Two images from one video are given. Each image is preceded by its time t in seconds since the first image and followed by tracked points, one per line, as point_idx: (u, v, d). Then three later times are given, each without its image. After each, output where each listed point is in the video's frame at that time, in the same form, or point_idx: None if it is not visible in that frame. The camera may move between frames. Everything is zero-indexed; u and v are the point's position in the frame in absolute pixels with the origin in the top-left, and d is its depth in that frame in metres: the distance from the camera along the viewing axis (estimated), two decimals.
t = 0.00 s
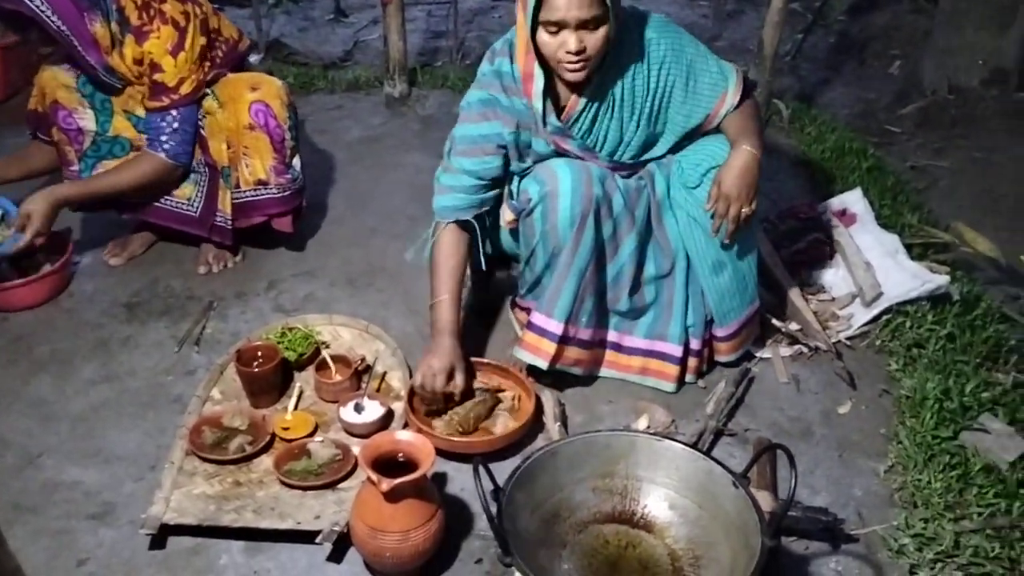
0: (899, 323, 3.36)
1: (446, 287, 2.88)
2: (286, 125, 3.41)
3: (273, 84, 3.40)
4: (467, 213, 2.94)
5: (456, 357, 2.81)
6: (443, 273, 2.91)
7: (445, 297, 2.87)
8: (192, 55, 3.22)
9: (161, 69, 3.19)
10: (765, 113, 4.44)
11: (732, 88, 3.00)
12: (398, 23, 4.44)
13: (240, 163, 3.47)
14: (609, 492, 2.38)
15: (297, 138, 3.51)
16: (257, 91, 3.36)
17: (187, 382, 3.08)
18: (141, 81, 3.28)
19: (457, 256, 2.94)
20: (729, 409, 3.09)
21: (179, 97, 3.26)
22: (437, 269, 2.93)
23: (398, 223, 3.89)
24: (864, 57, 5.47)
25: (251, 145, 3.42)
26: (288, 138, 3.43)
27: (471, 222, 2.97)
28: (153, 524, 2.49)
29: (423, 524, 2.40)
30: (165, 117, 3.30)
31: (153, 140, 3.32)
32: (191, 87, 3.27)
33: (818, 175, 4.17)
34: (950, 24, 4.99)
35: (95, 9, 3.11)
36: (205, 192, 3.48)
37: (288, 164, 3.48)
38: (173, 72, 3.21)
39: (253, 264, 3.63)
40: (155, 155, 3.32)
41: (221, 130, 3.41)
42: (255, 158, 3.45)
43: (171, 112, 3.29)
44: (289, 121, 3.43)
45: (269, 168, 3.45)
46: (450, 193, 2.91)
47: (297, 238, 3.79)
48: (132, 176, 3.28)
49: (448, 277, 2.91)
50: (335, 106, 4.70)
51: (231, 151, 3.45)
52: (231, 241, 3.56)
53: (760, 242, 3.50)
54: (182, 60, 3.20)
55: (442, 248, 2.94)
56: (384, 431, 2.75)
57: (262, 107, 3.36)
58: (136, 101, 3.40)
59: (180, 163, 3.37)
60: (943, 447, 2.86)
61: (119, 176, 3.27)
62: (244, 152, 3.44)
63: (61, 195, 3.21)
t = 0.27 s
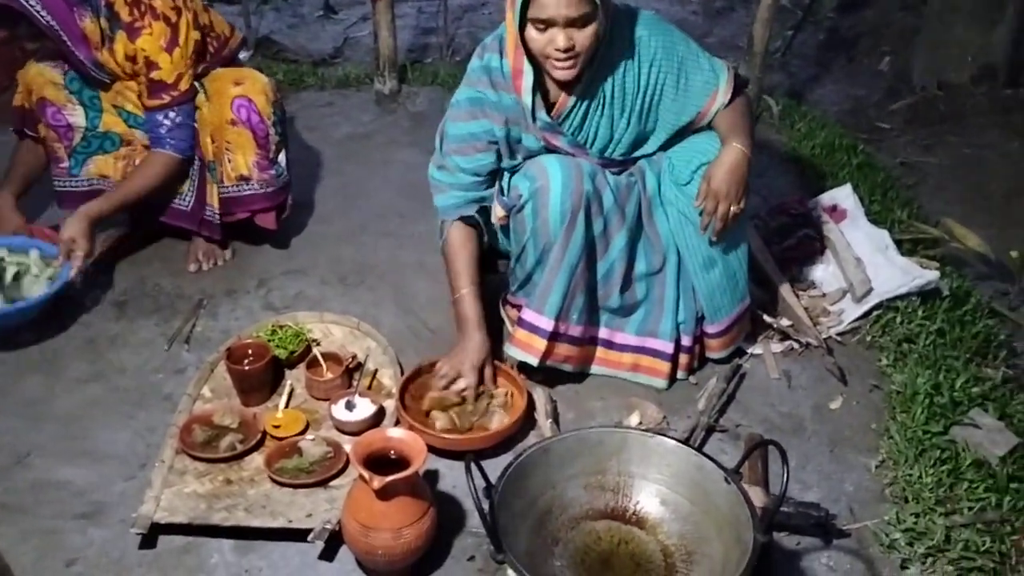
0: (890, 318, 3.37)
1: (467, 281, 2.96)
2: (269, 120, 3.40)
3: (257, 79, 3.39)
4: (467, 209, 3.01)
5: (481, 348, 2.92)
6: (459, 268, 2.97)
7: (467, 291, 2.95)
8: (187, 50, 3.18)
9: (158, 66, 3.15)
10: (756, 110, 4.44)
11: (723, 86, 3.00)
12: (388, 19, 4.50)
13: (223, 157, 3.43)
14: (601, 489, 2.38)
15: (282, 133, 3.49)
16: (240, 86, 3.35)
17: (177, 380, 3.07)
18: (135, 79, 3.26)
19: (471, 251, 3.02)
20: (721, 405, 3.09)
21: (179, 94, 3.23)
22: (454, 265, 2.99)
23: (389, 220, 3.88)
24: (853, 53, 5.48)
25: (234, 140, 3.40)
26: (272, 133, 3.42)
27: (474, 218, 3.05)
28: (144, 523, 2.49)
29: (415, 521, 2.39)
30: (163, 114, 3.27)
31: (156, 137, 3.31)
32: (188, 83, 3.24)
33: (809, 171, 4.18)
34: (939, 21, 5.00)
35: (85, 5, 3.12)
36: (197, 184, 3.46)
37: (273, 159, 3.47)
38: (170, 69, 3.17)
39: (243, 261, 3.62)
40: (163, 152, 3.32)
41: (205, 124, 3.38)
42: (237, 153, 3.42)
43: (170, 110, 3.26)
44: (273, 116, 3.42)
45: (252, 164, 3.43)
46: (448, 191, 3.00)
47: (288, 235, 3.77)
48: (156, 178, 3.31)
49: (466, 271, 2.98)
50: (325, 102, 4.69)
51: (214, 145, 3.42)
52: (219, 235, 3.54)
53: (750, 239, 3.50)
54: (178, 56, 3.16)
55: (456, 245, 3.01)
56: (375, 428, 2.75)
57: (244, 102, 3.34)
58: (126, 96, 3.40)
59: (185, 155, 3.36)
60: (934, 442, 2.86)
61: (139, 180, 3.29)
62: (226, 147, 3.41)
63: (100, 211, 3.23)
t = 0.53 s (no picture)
0: (879, 314, 3.37)
1: (423, 268, 2.86)
2: (257, 116, 3.37)
3: (244, 75, 3.35)
4: (441, 197, 2.93)
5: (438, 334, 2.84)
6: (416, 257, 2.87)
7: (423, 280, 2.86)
8: (175, 48, 3.17)
9: (146, 64, 3.14)
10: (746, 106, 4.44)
11: (716, 81, 3.00)
12: (377, 15, 4.50)
13: (210, 155, 3.40)
14: (593, 486, 2.37)
15: (270, 130, 3.47)
16: (228, 83, 3.32)
17: (166, 379, 3.05)
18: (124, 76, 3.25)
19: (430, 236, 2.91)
20: (713, 401, 3.09)
21: (167, 91, 3.21)
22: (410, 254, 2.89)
23: (379, 217, 3.87)
24: (843, 50, 5.49)
25: (222, 136, 3.37)
26: (260, 129, 3.39)
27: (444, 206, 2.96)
28: (133, 523, 2.47)
29: (407, 519, 2.38)
30: (151, 112, 3.24)
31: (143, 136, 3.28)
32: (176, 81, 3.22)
33: (799, 167, 4.18)
34: (928, 16, 5.01)
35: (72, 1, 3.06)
36: (182, 182, 3.43)
37: (261, 156, 3.45)
38: (159, 66, 3.15)
39: (232, 259, 3.60)
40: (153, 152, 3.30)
41: (191, 121, 3.33)
42: (225, 149, 3.39)
43: (158, 107, 3.24)
44: (260, 112, 3.39)
45: (240, 160, 3.41)
46: (425, 176, 2.90)
47: (277, 233, 3.75)
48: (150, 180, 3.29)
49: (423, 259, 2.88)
50: (315, 99, 4.67)
51: (202, 143, 3.37)
52: (207, 235, 3.52)
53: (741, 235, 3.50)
54: (166, 54, 3.15)
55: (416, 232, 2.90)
56: (366, 426, 2.74)
57: (232, 97, 3.32)
58: (112, 94, 3.38)
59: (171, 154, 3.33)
60: (925, 437, 2.87)
61: (139, 179, 3.29)
62: (214, 143, 3.38)
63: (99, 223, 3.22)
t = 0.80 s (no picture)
0: (874, 312, 3.37)
1: (409, 261, 2.82)
2: (252, 115, 3.37)
3: (241, 75, 3.36)
4: (430, 196, 2.92)
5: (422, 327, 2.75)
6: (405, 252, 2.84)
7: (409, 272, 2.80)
8: (170, 44, 3.18)
9: (142, 62, 3.16)
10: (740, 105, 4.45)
11: (711, 82, 3.02)
12: (372, 14, 4.48)
13: (202, 150, 3.41)
14: (589, 483, 2.38)
15: (265, 129, 3.45)
16: (224, 82, 3.32)
17: (162, 378, 3.05)
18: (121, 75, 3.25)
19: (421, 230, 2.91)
20: (708, 399, 3.10)
21: (167, 88, 3.23)
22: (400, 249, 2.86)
23: (375, 216, 3.87)
24: (837, 48, 5.50)
25: (215, 134, 3.37)
26: (256, 127, 3.39)
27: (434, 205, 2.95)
28: (129, 523, 2.48)
29: (403, 518, 2.39)
30: (155, 110, 3.28)
31: (149, 130, 3.32)
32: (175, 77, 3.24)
33: (793, 165, 4.19)
34: (922, 15, 5.03)
35: (66, 2, 3.06)
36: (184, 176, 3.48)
37: (255, 155, 3.44)
38: (155, 63, 3.17)
39: (227, 258, 3.60)
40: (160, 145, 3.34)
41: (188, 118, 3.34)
42: (218, 148, 3.39)
43: (162, 103, 3.27)
44: (257, 112, 3.39)
45: (233, 160, 3.41)
46: (416, 174, 2.90)
47: (273, 232, 3.75)
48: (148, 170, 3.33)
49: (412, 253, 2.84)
50: (310, 99, 4.67)
51: (195, 137, 3.38)
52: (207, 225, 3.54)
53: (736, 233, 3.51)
54: (161, 51, 3.16)
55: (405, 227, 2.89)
56: (362, 425, 2.74)
57: (227, 96, 3.32)
58: (112, 91, 3.37)
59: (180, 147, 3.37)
60: (919, 434, 2.88)
61: (138, 168, 3.33)
62: (206, 141, 3.38)
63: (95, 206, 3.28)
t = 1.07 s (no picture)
0: (876, 308, 3.38)
1: (429, 278, 2.84)
2: (257, 111, 3.36)
3: (245, 72, 3.36)
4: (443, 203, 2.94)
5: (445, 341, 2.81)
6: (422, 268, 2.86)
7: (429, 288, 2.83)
8: (167, 45, 3.17)
9: (135, 59, 3.13)
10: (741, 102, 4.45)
11: (712, 77, 3.00)
12: (373, 12, 4.46)
13: (208, 147, 3.41)
14: (593, 480, 2.38)
15: (269, 126, 3.46)
16: (228, 78, 3.32)
17: (166, 376, 3.06)
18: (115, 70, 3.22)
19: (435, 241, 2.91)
20: (711, 394, 3.10)
21: (155, 87, 3.20)
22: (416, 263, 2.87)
23: (377, 214, 3.87)
24: (838, 45, 5.50)
25: (219, 131, 3.37)
26: (259, 124, 3.38)
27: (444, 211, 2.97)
28: (134, 519, 2.46)
29: (407, 514, 2.39)
30: (140, 106, 3.23)
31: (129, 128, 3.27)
32: (167, 76, 3.21)
33: (795, 162, 4.19)
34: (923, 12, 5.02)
35: None
36: (181, 174, 3.45)
37: (259, 151, 3.43)
38: (148, 61, 3.15)
39: (230, 256, 3.60)
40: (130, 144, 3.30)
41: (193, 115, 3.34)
42: (223, 145, 3.39)
43: (146, 102, 3.22)
44: (260, 109, 3.38)
45: (236, 156, 3.40)
46: (426, 182, 2.91)
47: (275, 229, 3.76)
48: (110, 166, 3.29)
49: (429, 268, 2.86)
50: (312, 96, 4.67)
51: (199, 135, 3.38)
52: (208, 224, 3.53)
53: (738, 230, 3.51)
54: (157, 50, 3.14)
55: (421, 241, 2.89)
56: (366, 422, 2.75)
57: (231, 93, 3.31)
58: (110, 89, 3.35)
59: (159, 150, 3.33)
60: (922, 430, 2.89)
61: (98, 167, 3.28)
62: (212, 138, 3.39)
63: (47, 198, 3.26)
